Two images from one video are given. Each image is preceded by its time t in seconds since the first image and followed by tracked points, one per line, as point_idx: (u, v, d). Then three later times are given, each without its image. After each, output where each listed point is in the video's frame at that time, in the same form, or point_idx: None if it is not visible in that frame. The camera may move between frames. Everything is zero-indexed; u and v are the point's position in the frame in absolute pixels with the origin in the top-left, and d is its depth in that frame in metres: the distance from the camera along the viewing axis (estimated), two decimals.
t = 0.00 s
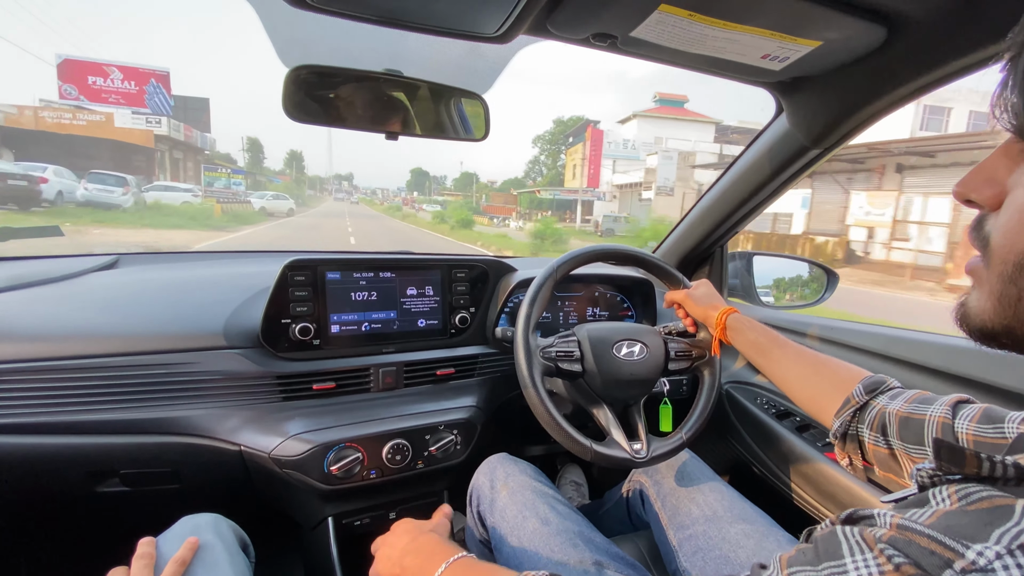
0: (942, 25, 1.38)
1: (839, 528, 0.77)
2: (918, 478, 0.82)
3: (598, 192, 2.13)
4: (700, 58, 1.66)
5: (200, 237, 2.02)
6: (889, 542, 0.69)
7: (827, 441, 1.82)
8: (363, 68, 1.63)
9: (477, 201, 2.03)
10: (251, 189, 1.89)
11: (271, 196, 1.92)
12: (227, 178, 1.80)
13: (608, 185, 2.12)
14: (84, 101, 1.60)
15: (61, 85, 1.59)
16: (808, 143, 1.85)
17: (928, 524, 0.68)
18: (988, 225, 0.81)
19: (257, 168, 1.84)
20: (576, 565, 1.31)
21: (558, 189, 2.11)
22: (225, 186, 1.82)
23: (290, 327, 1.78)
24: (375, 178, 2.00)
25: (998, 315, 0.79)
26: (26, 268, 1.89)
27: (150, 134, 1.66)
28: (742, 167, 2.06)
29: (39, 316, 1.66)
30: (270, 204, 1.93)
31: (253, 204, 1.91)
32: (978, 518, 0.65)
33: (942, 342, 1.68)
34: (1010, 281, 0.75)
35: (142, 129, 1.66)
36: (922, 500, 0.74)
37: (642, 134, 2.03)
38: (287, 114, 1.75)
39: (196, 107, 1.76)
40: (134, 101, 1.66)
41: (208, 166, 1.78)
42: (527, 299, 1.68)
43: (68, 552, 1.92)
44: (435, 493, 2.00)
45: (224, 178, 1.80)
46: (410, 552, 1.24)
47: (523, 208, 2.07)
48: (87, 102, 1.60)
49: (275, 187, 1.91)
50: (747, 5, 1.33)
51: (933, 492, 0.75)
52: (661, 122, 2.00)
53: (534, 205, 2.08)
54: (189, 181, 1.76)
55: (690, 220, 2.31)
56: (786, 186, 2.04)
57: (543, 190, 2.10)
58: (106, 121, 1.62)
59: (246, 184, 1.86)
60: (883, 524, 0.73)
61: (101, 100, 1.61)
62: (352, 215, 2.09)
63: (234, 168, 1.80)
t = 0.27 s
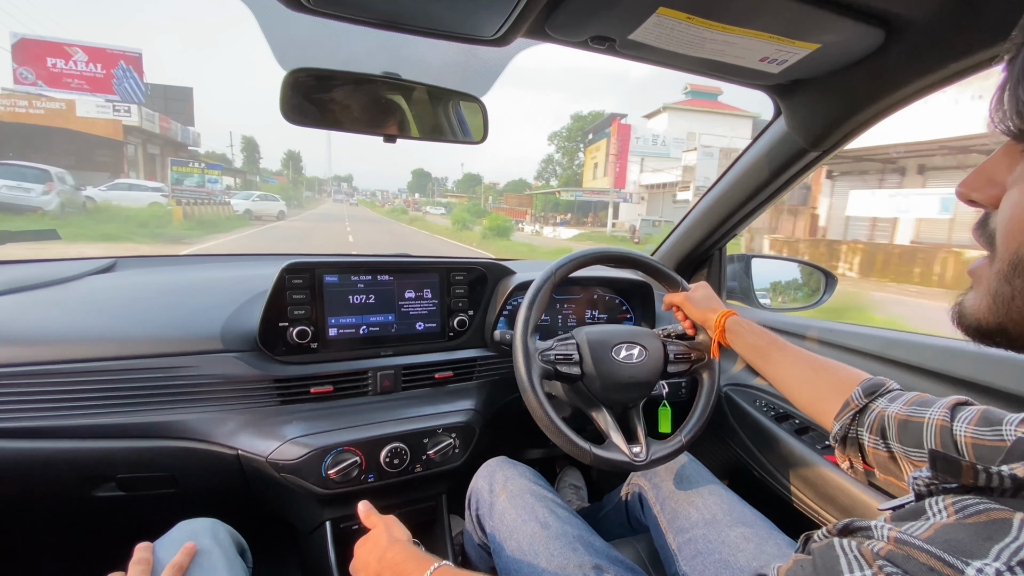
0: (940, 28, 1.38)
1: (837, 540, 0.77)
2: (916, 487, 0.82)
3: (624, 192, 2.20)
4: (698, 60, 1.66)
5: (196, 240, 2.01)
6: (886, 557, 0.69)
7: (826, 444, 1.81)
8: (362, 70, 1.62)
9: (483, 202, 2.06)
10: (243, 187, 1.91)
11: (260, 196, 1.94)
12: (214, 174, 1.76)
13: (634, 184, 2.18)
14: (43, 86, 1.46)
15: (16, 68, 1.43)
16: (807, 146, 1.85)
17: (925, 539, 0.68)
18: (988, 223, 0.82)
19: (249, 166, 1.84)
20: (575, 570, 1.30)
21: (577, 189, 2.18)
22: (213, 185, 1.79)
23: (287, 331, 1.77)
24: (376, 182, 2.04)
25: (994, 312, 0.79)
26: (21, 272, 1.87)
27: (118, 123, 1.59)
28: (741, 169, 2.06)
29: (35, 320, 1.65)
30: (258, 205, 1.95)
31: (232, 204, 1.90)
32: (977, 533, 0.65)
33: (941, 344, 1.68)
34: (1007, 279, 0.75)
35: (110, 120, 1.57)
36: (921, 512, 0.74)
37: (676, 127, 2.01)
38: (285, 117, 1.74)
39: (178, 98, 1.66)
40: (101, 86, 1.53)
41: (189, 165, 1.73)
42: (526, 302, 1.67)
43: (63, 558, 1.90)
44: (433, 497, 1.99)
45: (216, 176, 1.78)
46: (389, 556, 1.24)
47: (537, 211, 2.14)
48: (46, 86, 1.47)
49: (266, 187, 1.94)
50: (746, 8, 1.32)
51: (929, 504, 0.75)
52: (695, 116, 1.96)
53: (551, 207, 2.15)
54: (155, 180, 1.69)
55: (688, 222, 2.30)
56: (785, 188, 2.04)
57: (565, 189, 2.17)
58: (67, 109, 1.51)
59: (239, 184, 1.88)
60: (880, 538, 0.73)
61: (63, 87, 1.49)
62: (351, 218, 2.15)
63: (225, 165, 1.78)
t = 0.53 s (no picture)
0: (938, 28, 1.38)
1: (840, 531, 0.77)
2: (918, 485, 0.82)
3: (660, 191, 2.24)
4: (697, 61, 1.66)
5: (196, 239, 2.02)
6: (892, 547, 0.69)
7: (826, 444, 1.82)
8: (362, 71, 1.63)
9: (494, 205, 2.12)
10: (229, 187, 1.89)
11: (242, 197, 1.92)
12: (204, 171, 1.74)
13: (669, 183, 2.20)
14: None
15: None
16: (805, 146, 1.86)
17: (931, 532, 0.68)
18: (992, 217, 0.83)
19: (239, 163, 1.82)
20: (576, 568, 1.30)
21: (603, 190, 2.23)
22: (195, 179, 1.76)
23: (288, 331, 1.78)
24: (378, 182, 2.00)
25: (992, 305, 0.79)
26: (21, 271, 1.88)
27: (75, 112, 1.58)
28: (740, 169, 2.06)
29: (35, 319, 1.65)
30: (242, 208, 1.92)
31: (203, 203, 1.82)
32: (982, 526, 0.65)
33: (940, 344, 1.68)
34: (1006, 271, 0.75)
35: (66, 105, 1.56)
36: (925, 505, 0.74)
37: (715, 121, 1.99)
38: (286, 117, 1.75)
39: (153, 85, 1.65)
40: (57, 66, 1.51)
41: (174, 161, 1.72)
42: (526, 301, 1.68)
43: (63, 557, 1.91)
44: (433, 496, 2.00)
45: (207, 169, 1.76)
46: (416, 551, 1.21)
47: (557, 212, 2.18)
48: None
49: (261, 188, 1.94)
50: (745, 8, 1.33)
51: (933, 498, 0.75)
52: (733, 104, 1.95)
53: (572, 208, 2.18)
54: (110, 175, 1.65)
55: (688, 223, 2.31)
56: (784, 188, 2.04)
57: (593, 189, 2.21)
58: (15, 93, 1.49)
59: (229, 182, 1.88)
60: (885, 529, 0.73)
61: (15, 68, 1.46)
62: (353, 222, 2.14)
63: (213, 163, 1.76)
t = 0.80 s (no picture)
0: (939, 28, 1.38)
1: (845, 525, 0.77)
2: (922, 484, 0.82)
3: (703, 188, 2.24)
4: (699, 61, 1.66)
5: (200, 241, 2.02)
6: (896, 538, 0.69)
7: (828, 445, 1.81)
8: (363, 73, 1.63)
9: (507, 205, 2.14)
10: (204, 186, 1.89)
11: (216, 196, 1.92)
12: (187, 168, 1.78)
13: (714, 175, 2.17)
14: None
15: None
16: (807, 146, 1.86)
17: (935, 524, 0.68)
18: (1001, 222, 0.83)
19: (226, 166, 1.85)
20: (579, 567, 1.31)
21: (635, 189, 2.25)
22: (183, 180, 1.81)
23: (290, 332, 1.78)
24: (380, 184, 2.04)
25: (1000, 306, 0.79)
26: (25, 273, 1.88)
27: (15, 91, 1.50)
28: (742, 170, 2.06)
29: (38, 321, 1.66)
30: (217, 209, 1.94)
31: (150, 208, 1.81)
32: (985, 517, 0.65)
33: (942, 344, 1.68)
34: (1014, 272, 0.75)
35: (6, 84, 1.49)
36: (930, 500, 0.74)
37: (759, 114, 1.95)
38: (288, 119, 1.75)
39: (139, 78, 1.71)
40: None
41: (147, 154, 1.76)
42: (527, 302, 1.68)
43: (67, 558, 1.91)
44: (435, 497, 2.00)
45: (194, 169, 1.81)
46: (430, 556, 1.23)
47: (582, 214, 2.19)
48: None
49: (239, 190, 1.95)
50: (746, 9, 1.33)
51: (939, 494, 0.75)
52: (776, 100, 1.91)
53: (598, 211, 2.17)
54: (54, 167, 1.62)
55: (690, 223, 2.31)
56: (785, 189, 2.04)
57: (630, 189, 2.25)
58: None
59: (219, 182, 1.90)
60: (890, 523, 0.73)
61: None
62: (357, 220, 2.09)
63: (198, 162, 1.81)
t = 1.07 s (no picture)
0: (941, 24, 1.38)
1: (850, 525, 0.77)
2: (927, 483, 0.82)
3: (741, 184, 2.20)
4: (700, 61, 1.66)
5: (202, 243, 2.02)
6: (902, 537, 0.68)
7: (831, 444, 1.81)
8: (364, 74, 1.63)
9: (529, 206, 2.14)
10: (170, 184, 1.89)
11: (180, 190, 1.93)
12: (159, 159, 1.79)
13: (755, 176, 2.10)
14: None
15: None
16: (809, 145, 1.86)
17: (942, 523, 0.68)
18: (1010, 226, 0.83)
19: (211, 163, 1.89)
20: (582, 568, 1.30)
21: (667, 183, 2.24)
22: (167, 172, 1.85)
23: (293, 333, 1.78)
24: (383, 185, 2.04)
25: (1007, 305, 0.79)
26: (28, 276, 1.89)
27: None
28: (743, 169, 2.06)
29: (41, 324, 1.66)
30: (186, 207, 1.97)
31: (69, 213, 1.70)
32: (991, 517, 0.65)
33: (945, 342, 1.67)
34: (1020, 272, 0.75)
35: None
36: (935, 500, 0.74)
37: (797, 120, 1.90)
38: (289, 121, 1.75)
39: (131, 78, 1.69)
40: None
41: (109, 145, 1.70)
42: (529, 303, 1.68)
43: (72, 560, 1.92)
44: (437, 498, 2.00)
45: (177, 162, 1.85)
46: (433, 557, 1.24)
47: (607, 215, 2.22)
48: None
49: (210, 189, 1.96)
50: (747, 8, 1.33)
51: (945, 493, 0.75)
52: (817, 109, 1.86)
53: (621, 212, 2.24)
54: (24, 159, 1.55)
55: (692, 223, 2.30)
56: (786, 188, 2.04)
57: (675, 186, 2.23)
58: None
59: (207, 180, 1.95)
60: (895, 523, 0.72)
61: None
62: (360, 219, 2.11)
63: (176, 156, 1.82)
